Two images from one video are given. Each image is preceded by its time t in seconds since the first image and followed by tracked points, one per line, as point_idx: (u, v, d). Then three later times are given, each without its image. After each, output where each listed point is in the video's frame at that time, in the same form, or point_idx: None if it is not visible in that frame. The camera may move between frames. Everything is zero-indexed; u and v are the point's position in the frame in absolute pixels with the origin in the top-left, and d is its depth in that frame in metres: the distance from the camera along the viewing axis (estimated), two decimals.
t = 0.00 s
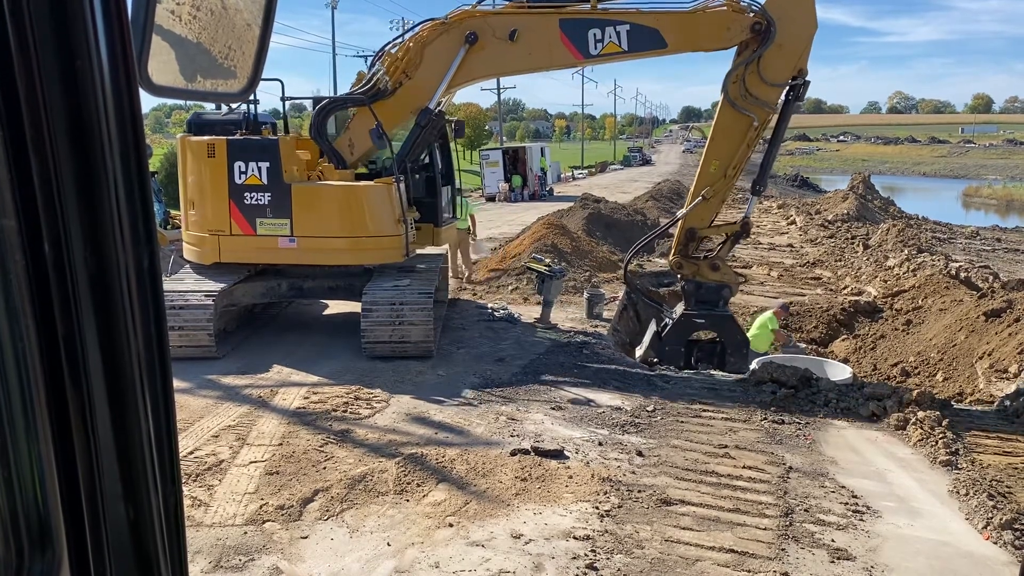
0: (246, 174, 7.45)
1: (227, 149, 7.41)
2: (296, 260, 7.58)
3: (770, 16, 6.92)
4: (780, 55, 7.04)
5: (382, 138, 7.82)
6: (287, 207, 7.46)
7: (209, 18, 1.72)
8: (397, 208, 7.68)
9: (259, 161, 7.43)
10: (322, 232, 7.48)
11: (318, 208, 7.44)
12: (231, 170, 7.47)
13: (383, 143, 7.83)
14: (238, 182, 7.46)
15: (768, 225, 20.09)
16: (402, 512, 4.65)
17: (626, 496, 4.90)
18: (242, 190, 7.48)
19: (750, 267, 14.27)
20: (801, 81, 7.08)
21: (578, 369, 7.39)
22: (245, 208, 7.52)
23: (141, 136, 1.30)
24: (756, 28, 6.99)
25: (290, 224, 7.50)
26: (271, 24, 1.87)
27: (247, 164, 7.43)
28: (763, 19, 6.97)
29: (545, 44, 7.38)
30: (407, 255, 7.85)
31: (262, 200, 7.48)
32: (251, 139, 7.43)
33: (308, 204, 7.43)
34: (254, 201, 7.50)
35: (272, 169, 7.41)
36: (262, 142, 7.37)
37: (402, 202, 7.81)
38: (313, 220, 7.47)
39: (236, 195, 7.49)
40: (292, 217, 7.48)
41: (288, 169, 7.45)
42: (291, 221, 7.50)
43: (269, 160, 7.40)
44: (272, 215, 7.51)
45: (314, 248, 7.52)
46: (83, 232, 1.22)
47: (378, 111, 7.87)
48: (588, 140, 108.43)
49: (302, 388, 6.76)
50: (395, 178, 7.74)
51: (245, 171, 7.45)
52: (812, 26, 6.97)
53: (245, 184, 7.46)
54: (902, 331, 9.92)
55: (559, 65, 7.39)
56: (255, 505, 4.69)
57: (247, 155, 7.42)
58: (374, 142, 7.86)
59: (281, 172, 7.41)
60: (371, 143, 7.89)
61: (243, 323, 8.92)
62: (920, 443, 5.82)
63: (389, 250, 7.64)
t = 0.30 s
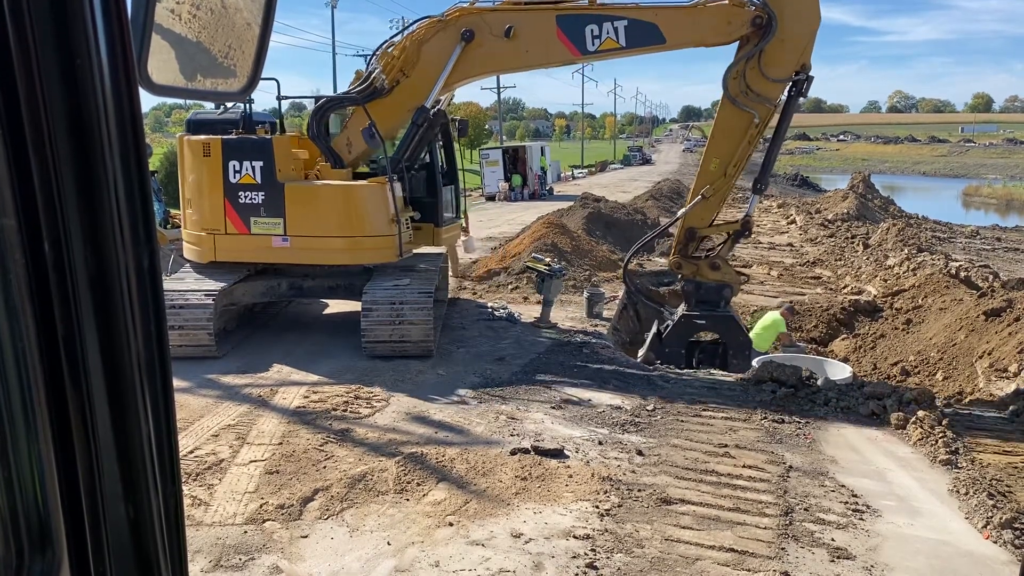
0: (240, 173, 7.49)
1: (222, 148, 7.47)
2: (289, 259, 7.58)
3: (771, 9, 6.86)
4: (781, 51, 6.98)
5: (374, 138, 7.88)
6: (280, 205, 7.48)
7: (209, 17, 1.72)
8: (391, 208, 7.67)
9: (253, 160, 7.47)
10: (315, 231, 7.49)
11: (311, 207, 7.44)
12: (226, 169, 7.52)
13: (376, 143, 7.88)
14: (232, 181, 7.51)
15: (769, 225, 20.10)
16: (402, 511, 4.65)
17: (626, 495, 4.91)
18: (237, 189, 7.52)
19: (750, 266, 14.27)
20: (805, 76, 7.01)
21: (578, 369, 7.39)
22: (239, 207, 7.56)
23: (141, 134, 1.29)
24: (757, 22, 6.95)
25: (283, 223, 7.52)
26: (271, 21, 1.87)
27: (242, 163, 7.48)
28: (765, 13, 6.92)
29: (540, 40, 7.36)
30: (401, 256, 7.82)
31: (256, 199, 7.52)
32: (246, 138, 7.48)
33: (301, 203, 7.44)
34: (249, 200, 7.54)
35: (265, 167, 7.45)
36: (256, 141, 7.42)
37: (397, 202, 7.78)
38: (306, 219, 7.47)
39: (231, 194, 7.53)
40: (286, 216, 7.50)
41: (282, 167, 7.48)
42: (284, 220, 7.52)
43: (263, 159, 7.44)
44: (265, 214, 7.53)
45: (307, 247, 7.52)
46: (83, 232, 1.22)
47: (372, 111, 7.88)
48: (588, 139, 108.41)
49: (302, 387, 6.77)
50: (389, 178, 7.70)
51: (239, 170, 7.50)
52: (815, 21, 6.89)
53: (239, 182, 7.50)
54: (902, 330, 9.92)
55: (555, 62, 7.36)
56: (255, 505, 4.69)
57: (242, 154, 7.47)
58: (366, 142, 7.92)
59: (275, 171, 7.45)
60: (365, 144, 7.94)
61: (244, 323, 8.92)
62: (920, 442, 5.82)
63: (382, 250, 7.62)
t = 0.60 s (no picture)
0: (235, 172, 7.52)
1: (216, 147, 7.51)
2: (282, 259, 7.58)
3: (769, 0, 6.69)
4: (780, 43, 6.81)
5: (365, 138, 7.90)
6: (274, 205, 7.48)
7: (208, 18, 1.72)
8: (384, 208, 7.63)
9: (247, 160, 7.49)
10: (308, 230, 7.49)
11: (305, 207, 7.45)
12: (221, 168, 7.55)
13: (366, 143, 7.89)
14: (227, 180, 7.54)
15: (769, 224, 20.11)
16: (402, 511, 4.66)
17: (626, 495, 4.91)
18: (231, 188, 7.55)
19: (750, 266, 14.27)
20: (806, 68, 6.83)
21: (578, 368, 7.39)
22: (234, 206, 7.57)
23: (139, 132, 1.29)
24: (755, 13, 6.78)
25: (276, 223, 7.52)
26: (269, 22, 1.87)
27: (236, 163, 7.51)
28: (763, 4, 6.76)
29: (534, 35, 7.30)
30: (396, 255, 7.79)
31: (250, 199, 7.53)
32: (240, 138, 7.51)
33: (295, 202, 7.45)
34: (243, 199, 7.55)
35: (258, 167, 7.47)
36: (250, 141, 7.44)
37: (390, 202, 7.72)
38: (300, 218, 7.48)
39: (225, 193, 7.56)
40: (279, 215, 7.50)
41: (275, 167, 7.50)
42: (277, 220, 7.52)
43: (257, 159, 7.46)
44: (259, 213, 7.54)
45: (300, 247, 7.52)
46: (82, 232, 1.22)
47: (366, 109, 7.89)
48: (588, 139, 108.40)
49: (302, 387, 6.77)
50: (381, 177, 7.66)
51: (234, 169, 7.52)
52: (816, 10, 6.71)
53: (233, 182, 7.53)
54: (902, 330, 9.93)
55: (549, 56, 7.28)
56: (255, 504, 4.69)
57: (236, 153, 7.49)
58: (357, 141, 7.94)
59: (268, 171, 7.46)
60: (358, 144, 7.95)
61: (244, 322, 8.92)
62: (920, 442, 5.82)
63: (374, 250, 7.59)
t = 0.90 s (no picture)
0: (233, 172, 7.53)
1: (215, 147, 7.52)
2: (280, 258, 7.59)
3: None
4: (780, 41, 6.78)
5: (362, 137, 7.92)
6: (272, 204, 7.49)
7: (209, 17, 1.71)
8: (381, 208, 7.60)
9: (245, 159, 7.49)
10: (305, 229, 7.48)
11: (302, 206, 7.44)
12: (219, 168, 7.57)
13: (363, 142, 7.92)
14: (225, 179, 7.55)
15: (769, 224, 20.13)
16: (402, 511, 4.66)
17: (626, 494, 4.91)
18: (229, 187, 7.56)
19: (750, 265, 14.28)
20: (806, 66, 6.79)
21: (578, 368, 7.39)
22: (231, 206, 7.58)
23: (140, 132, 1.29)
24: (755, 11, 6.79)
25: (274, 222, 7.53)
26: (271, 20, 1.86)
27: (234, 163, 7.52)
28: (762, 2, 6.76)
29: (533, 33, 7.29)
30: (394, 255, 7.78)
31: (248, 198, 7.53)
32: (238, 137, 7.52)
33: (292, 202, 7.44)
34: (241, 199, 7.56)
35: (256, 167, 7.47)
36: (247, 140, 7.45)
37: (388, 202, 7.69)
38: (297, 218, 7.47)
39: (223, 192, 7.57)
40: (276, 215, 7.50)
41: (273, 166, 7.49)
42: (275, 219, 7.52)
43: (255, 158, 7.46)
44: (257, 213, 7.55)
45: (297, 246, 7.52)
46: (83, 233, 1.22)
47: (365, 109, 7.91)
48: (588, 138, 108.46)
49: (302, 386, 6.76)
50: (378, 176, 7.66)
51: (232, 169, 7.53)
52: (817, 9, 6.67)
53: (231, 181, 7.53)
54: (903, 329, 9.94)
55: (548, 55, 7.29)
56: (255, 504, 4.69)
57: (234, 153, 7.50)
58: (354, 142, 7.97)
59: (266, 170, 7.45)
60: (355, 143, 7.97)
61: (244, 322, 8.92)
62: (920, 442, 5.82)
63: (372, 249, 7.58)
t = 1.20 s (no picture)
0: (232, 171, 7.53)
1: (214, 146, 7.52)
2: (279, 258, 7.59)
3: None
4: (780, 34, 6.69)
5: (360, 136, 7.93)
6: (271, 204, 7.49)
7: (210, 15, 1.72)
8: (380, 207, 7.59)
9: (245, 158, 7.49)
10: (305, 229, 7.49)
11: (302, 206, 7.44)
12: (219, 167, 7.57)
13: (361, 141, 7.94)
14: (224, 179, 7.55)
15: (770, 224, 20.14)
16: (403, 510, 4.66)
17: (627, 494, 4.91)
18: (229, 187, 7.56)
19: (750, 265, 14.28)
20: (806, 58, 6.68)
21: (578, 368, 7.39)
22: (231, 205, 7.58)
23: (142, 132, 1.29)
24: (754, 6, 6.72)
25: (274, 221, 7.53)
26: (272, 20, 1.87)
27: (233, 162, 7.52)
28: None
29: (531, 31, 7.30)
30: (394, 255, 7.78)
31: (247, 197, 7.53)
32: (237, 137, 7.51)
33: (292, 201, 7.44)
34: (240, 198, 7.56)
35: (256, 166, 7.47)
36: (247, 140, 7.44)
37: (388, 201, 7.68)
38: (297, 217, 7.48)
39: (223, 192, 7.57)
40: (275, 214, 7.50)
41: (272, 165, 7.48)
42: (274, 218, 7.53)
43: (255, 157, 7.46)
44: (256, 212, 7.55)
45: (297, 246, 7.53)
46: (86, 233, 1.23)
47: (364, 108, 7.93)
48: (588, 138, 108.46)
49: (303, 386, 6.77)
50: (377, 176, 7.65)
51: (231, 168, 7.53)
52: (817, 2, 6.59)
53: (231, 181, 7.54)
54: (903, 329, 9.95)
55: (546, 52, 7.29)
56: (256, 503, 4.70)
57: (234, 152, 7.50)
58: (353, 141, 7.98)
59: (265, 170, 7.45)
60: (354, 143, 7.99)
61: (244, 321, 8.93)
62: (920, 442, 5.82)
63: (371, 249, 7.58)
